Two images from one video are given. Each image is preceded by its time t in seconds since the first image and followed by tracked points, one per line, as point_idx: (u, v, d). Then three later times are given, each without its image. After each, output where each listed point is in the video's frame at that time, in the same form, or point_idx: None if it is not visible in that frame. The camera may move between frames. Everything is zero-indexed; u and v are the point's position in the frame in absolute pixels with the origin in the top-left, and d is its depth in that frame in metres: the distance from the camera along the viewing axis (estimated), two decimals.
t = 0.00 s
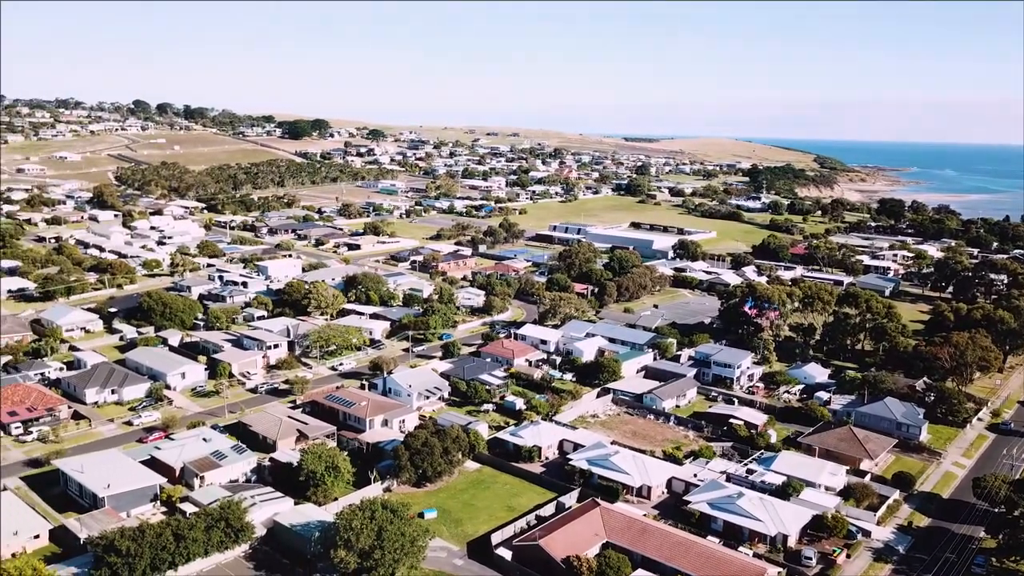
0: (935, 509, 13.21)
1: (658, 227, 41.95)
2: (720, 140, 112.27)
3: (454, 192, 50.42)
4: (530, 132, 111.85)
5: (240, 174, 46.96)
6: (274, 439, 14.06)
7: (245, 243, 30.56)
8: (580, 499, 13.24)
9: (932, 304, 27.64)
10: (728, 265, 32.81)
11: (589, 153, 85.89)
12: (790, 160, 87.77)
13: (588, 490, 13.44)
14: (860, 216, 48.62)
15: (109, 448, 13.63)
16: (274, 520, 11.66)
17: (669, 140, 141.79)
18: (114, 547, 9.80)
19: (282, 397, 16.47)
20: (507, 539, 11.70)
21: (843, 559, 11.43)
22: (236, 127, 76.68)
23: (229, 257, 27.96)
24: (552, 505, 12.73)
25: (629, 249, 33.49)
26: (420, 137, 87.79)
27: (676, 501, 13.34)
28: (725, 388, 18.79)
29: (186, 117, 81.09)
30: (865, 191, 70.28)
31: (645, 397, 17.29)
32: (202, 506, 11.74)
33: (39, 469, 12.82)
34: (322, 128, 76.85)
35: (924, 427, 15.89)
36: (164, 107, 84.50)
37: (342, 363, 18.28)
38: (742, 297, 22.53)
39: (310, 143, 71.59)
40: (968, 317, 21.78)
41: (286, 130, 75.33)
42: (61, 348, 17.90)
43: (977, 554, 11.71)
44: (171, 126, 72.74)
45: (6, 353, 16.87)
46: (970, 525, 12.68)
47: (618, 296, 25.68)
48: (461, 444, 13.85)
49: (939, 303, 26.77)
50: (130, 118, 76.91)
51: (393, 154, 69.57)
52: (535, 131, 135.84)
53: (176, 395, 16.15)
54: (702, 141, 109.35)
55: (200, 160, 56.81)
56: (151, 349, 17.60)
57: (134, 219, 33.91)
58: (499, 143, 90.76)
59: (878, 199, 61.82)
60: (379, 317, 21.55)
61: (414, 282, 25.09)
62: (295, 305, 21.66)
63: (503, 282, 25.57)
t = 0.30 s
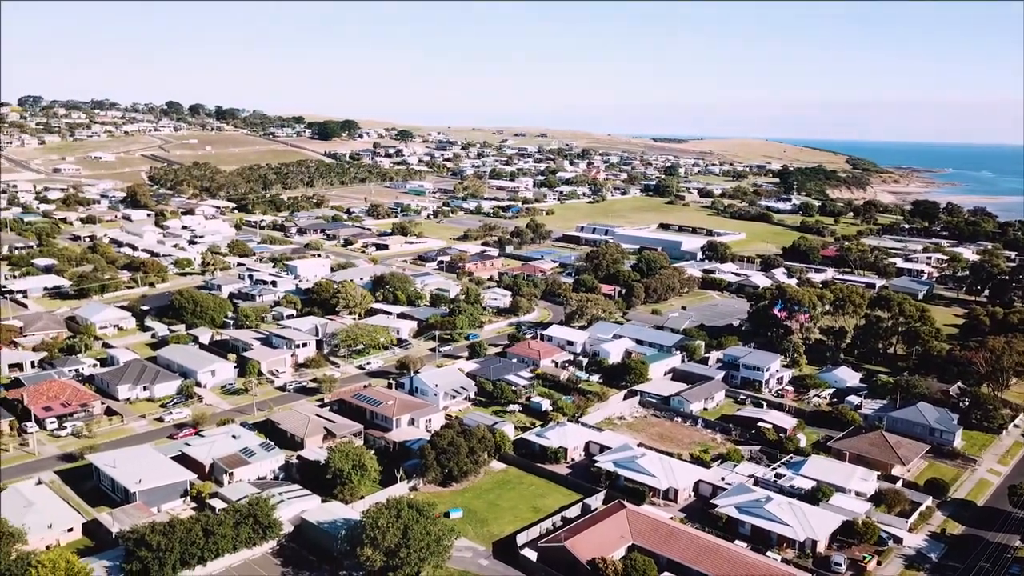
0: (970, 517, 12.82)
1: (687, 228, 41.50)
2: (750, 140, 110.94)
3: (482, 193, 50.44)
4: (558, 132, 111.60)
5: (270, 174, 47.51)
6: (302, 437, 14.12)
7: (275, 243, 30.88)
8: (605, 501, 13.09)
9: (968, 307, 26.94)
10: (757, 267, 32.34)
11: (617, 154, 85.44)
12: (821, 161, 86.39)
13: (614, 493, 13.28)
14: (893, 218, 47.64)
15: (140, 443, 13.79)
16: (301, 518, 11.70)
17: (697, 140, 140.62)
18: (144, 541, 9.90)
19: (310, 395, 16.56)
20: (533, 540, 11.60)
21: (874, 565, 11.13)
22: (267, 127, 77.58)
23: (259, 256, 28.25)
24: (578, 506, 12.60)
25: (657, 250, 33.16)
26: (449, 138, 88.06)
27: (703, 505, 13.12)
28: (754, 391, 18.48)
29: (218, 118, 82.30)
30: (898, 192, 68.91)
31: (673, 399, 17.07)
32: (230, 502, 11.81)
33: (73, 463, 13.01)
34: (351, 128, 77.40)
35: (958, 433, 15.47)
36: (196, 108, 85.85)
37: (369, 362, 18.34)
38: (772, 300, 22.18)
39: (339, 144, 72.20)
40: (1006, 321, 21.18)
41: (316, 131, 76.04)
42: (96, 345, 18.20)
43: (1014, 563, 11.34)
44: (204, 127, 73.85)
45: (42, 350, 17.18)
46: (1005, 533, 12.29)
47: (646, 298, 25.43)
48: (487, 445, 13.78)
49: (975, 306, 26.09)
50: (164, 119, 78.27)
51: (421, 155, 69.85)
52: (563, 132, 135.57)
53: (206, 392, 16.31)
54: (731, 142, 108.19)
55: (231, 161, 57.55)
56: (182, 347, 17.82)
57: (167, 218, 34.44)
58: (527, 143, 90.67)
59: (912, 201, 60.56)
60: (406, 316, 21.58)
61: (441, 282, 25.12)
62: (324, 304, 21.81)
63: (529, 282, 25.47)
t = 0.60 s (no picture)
0: (1007, 526, 12.42)
1: (717, 230, 41.01)
2: (782, 142, 109.44)
3: (510, 194, 50.40)
4: (587, 133, 111.19)
5: (301, 174, 48.02)
6: (331, 435, 14.17)
7: (305, 242, 31.16)
8: (633, 503, 12.92)
9: (1006, 312, 26.20)
10: (788, 269, 31.81)
11: (647, 154, 84.89)
12: (855, 162, 84.87)
13: (641, 495, 13.11)
14: (929, 220, 46.56)
15: (173, 439, 13.94)
16: (329, 515, 11.73)
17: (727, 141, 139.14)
18: (176, 536, 10.01)
19: (339, 394, 16.63)
20: (560, 541, 11.50)
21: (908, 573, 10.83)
22: (298, 128, 78.46)
23: (289, 255, 28.51)
24: (605, 508, 12.46)
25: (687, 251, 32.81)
26: (477, 139, 88.23)
27: (732, 509, 12.89)
28: (785, 395, 18.14)
29: (251, 119, 83.45)
30: (934, 194, 67.37)
31: (702, 402, 16.83)
32: (260, 499, 11.89)
33: (107, 458, 13.21)
34: (381, 129, 77.94)
35: (996, 440, 15.02)
36: (230, 109, 87.15)
37: (398, 362, 18.38)
38: (804, 302, 21.78)
39: (369, 145, 72.72)
40: None
41: (346, 132, 76.69)
42: (130, 342, 18.47)
43: None
44: (237, 128, 74.91)
45: (78, 346, 17.48)
46: None
47: (676, 299, 25.14)
48: (514, 445, 13.71)
49: (1015, 311, 25.37)
50: (199, 120, 79.59)
51: (450, 156, 70.09)
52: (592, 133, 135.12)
53: (237, 390, 16.47)
54: (763, 143, 106.81)
55: (263, 162, 58.28)
56: (214, 345, 18.02)
57: (199, 217, 34.94)
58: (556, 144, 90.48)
59: (950, 202, 59.11)
60: (434, 316, 21.60)
61: (469, 282, 25.11)
62: (353, 303, 21.93)
63: (557, 283, 25.33)
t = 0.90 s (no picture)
0: None
1: (749, 231, 40.41)
2: (816, 143, 107.69)
3: (540, 195, 50.26)
4: (618, 134, 110.55)
5: (333, 175, 48.47)
6: (360, 433, 14.21)
7: (337, 242, 31.40)
8: (662, 507, 12.73)
9: None
10: (822, 272, 31.19)
11: (678, 155, 84.09)
12: (891, 163, 83.04)
13: (670, 498, 12.93)
14: (968, 223, 45.33)
15: (205, 435, 14.09)
16: (359, 513, 11.76)
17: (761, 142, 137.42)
18: (208, 531, 10.12)
19: (369, 392, 16.68)
20: (588, 543, 11.38)
21: None
22: (331, 129, 79.26)
23: (321, 255, 28.74)
24: (634, 510, 12.29)
25: (718, 253, 32.36)
26: (508, 140, 88.23)
27: (764, 513, 12.63)
28: (817, 399, 17.77)
29: (284, 119, 84.54)
30: (975, 195, 65.61)
31: (732, 406, 16.55)
32: (290, 496, 11.95)
33: (142, 453, 13.40)
34: (413, 130, 78.36)
35: None
36: (264, 110, 88.40)
37: (427, 361, 18.39)
38: (838, 305, 21.33)
39: (400, 145, 73.13)
40: None
41: (378, 132, 77.18)
42: (165, 339, 18.75)
43: None
44: (271, 129, 75.94)
45: (115, 343, 17.80)
46: None
47: (707, 302, 24.80)
48: (543, 446, 13.61)
49: None
50: (233, 121, 80.90)
51: (481, 157, 70.20)
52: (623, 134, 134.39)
53: (269, 387, 16.62)
54: (797, 144, 105.12)
55: (295, 162, 58.96)
56: (246, 343, 18.20)
57: (234, 216, 35.42)
58: (587, 145, 90.09)
59: (991, 205, 57.48)
60: (464, 316, 21.58)
61: (498, 282, 25.06)
62: (383, 303, 22.03)
63: (587, 284, 25.15)
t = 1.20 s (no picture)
0: None
1: (782, 233, 39.78)
2: (851, 144, 105.73)
3: (570, 195, 50.04)
4: (648, 134, 109.85)
5: (365, 176, 48.86)
6: (389, 432, 14.24)
7: (367, 242, 31.61)
8: (691, 510, 12.55)
9: None
10: (857, 275, 30.55)
11: (710, 156, 83.18)
12: (929, 165, 81.17)
13: (700, 502, 12.73)
14: (1010, 225, 44.06)
15: (237, 432, 14.24)
16: (387, 511, 11.78)
17: (794, 143, 135.51)
18: (239, 526, 10.21)
19: (398, 391, 16.72)
20: (616, 546, 11.25)
21: None
22: (362, 130, 79.90)
23: (352, 255, 28.94)
24: (662, 513, 12.12)
25: (750, 254, 31.89)
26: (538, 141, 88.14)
27: (795, 519, 12.36)
28: (851, 404, 17.37)
29: (317, 120, 85.45)
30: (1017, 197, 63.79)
31: (764, 409, 16.26)
32: (320, 493, 12.00)
33: (175, 449, 13.58)
34: (443, 130, 78.68)
35: None
36: (296, 111, 89.47)
37: (456, 361, 18.39)
38: (873, 308, 20.87)
39: (431, 146, 73.45)
40: None
41: (409, 133, 77.58)
42: (198, 337, 19.02)
43: None
44: (304, 130, 76.83)
45: (150, 340, 18.10)
46: None
47: (739, 304, 24.44)
48: (571, 447, 13.51)
49: None
50: (267, 122, 82.08)
51: (511, 157, 70.17)
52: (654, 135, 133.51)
53: (299, 385, 16.75)
54: (832, 145, 103.36)
55: (327, 162, 59.57)
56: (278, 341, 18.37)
57: (266, 216, 35.87)
58: (617, 146, 89.58)
59: None
60: (492, 317, 21.52)
61: (527, 283, 24.97)
62: (413, 303, 22.09)
63: (617, 285, 24.94)
